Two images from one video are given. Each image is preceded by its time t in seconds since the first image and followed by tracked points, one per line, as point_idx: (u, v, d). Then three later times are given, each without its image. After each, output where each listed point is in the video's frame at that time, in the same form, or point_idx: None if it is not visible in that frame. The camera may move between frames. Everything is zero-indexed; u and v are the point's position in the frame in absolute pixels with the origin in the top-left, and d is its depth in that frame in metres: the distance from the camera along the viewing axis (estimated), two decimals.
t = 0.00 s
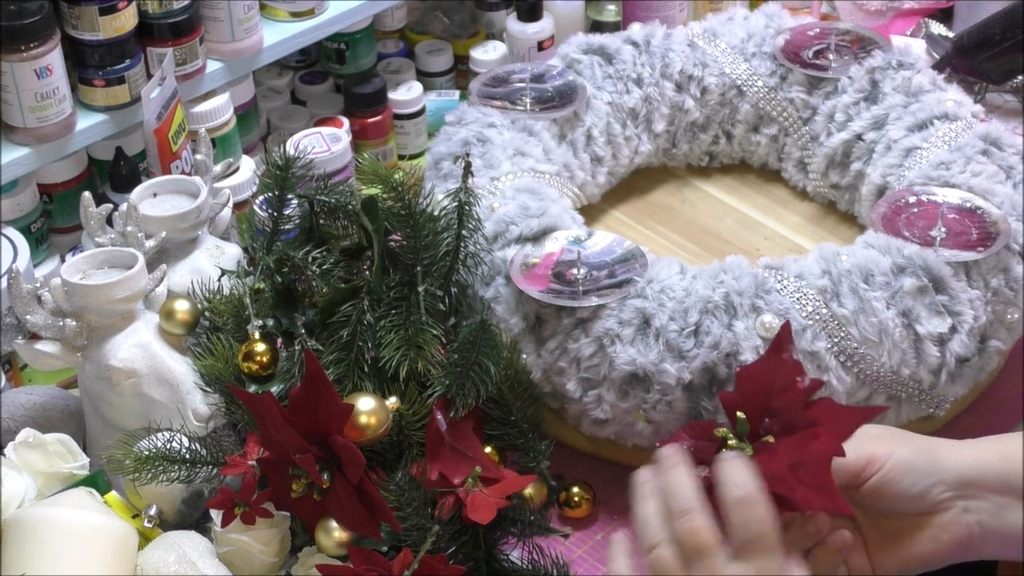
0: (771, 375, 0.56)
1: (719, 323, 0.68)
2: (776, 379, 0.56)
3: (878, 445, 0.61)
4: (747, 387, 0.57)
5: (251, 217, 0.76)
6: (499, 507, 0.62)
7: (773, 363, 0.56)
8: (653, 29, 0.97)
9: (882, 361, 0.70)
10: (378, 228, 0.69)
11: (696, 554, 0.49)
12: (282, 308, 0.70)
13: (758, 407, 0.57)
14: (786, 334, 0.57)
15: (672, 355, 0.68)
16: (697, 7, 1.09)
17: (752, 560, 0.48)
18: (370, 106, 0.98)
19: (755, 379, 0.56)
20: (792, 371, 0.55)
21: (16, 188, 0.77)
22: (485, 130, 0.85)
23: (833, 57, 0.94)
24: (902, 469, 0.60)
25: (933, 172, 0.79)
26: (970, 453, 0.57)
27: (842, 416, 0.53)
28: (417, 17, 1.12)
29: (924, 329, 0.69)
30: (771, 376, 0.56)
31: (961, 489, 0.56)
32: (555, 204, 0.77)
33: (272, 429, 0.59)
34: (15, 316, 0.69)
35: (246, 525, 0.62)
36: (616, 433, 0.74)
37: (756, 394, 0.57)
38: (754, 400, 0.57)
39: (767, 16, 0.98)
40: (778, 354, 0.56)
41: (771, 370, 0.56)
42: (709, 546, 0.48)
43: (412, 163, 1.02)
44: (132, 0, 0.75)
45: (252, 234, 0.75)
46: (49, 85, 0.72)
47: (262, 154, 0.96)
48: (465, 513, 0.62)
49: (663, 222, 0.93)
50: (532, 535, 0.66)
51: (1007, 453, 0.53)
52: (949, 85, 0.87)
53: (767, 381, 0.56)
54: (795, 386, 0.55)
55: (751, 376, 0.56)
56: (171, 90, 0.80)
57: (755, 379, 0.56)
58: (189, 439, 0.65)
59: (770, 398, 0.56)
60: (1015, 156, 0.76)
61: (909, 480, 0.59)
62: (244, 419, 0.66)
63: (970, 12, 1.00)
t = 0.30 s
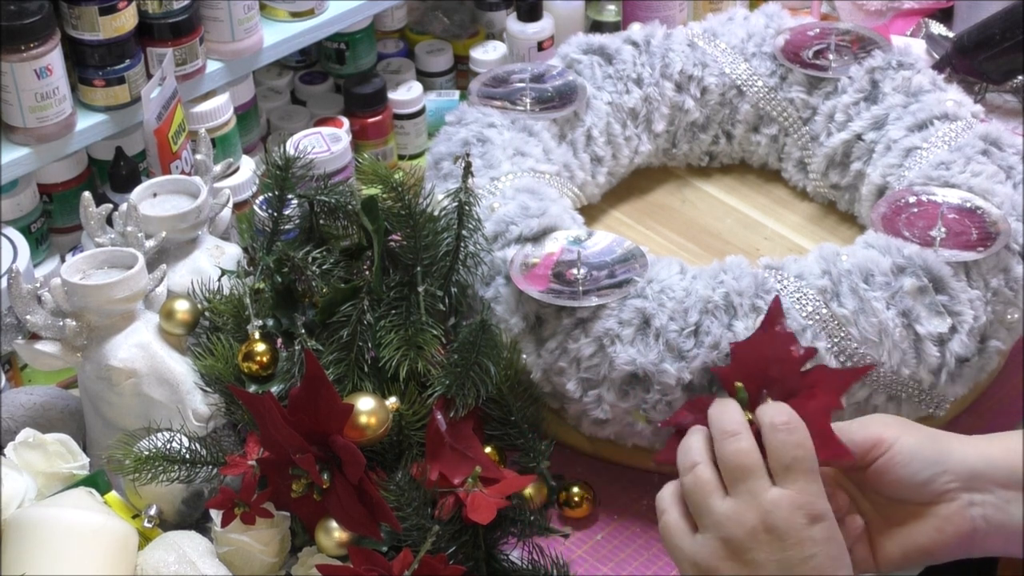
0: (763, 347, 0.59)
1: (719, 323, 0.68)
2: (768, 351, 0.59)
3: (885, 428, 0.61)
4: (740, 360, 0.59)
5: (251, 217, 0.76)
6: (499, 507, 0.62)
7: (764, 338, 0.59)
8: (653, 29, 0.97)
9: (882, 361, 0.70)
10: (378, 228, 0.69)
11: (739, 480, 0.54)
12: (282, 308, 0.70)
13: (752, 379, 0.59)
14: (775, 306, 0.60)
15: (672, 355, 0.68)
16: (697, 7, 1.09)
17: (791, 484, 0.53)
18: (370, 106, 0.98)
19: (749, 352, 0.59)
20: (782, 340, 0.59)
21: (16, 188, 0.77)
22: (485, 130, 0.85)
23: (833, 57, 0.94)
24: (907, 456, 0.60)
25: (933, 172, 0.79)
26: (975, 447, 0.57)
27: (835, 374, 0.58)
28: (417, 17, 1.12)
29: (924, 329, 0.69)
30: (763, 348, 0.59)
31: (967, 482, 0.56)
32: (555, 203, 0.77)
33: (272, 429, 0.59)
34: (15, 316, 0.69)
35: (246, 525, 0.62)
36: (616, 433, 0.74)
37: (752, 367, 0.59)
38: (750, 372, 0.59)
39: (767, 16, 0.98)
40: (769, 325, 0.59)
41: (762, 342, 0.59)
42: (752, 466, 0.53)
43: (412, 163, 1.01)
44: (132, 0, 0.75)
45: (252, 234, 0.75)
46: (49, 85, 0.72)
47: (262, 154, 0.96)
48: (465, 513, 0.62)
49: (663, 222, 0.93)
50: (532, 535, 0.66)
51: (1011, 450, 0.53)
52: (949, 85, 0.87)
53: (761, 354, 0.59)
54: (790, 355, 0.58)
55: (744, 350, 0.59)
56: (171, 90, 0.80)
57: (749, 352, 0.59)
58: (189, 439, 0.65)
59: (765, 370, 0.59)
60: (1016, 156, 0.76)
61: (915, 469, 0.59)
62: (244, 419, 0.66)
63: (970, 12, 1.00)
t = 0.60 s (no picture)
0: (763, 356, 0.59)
1: (719, 323, 0.68)
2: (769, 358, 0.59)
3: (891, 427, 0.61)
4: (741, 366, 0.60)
5: (251, 217, 0.76)
6: (499, 507, 0.62)
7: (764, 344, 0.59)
8: (653, 29, 0.97)
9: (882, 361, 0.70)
10: (378, 228, 0.69)
11: (736, 474, 0.54)
12: (282, 308, 0.70)
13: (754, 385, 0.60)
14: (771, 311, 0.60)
15: (672, 355, 0.68)
16: (697, 7, 1.09)
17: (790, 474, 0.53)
18: (370, 106, 0.98)
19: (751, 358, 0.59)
20: (782, 345, 0.59)
21: (16, 188, 0.77)
22: (485, 130, 0.85)
23: (833, 57, 0.94)
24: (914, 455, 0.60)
25: (933, 172, 0.79)
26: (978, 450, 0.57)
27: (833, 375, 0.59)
28: (417, 17, 1.12)
29: (924, 329, 0.69)
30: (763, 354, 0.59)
31: (975, 481, 0.57)
32: (555, 203, 0.77)
33: (272, 429, 0.59)
34: (14, 316, 0.69)
35: (246, 525, 0.62)
36: (616, 433, 0.74)
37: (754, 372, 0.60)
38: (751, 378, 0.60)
39: (767, 16, 0.98)
40: (768, 330, 0.59)
41: (762, 349, 0.59)
42: (750, 458, 0.53)
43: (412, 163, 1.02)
44: (132, 0, 0.75)
45: (252, 234, 0.75)
46: (49, 85, 0.72)
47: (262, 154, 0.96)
48: (465, 513, 0.62)
49: (663, 222, 0.93)
50: (532, 535, 0.66)
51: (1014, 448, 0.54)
52: (949, 85, 0.87)
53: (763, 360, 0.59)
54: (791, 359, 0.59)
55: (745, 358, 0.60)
56: (171, 90, 0.80)
57: (750, 358, 0.59)
58: (189, 439, 0.65)
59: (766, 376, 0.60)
60: (1015, 156, 0.76)
61: (921, 470, 0.59)
62: (244, 419, 0.66)
63: (970, 12, 1.00)
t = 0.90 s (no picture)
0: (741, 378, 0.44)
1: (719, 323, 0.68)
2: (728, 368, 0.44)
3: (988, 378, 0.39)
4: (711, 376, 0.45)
5: (251, 217, 0.76)
6: (499, 507, 0.62)
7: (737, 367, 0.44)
8: (653, 29, 0.97)
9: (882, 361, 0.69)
10: (378, 228, 0.69)
11: (685, 492, 0.42)
12: (282, 308, 0.70)
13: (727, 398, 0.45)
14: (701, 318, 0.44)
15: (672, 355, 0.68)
16: (697, 7, 1.09)
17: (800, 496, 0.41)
18: (370, 106, 0.98)
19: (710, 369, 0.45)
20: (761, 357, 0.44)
21: (16, 188, 0.77)
22: (485, 130, 0.85)
23: (833, 57, 0.94)
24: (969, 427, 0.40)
25: (934, 172, 0.79)
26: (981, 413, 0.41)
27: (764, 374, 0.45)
28: (417, 17, 1.12)
29: (924, 329, 0.69)
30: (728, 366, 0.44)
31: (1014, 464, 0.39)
32: (555, 203, 0.77)
33: (272, 429, 0.59)
34: (14, 316, 0.69)
35: (246, 525, 0.62)
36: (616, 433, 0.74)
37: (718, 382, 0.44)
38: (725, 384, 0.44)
39: (767, 16, 0.98)
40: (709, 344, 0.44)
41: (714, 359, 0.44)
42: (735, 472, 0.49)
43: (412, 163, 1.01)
44: (132, 0, 0.75)
45: (252, 234, 0.75)
46: (49, 85, 0.72)
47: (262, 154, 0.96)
48: (465, 513, 0.62)
49: (663, 222, 0.93)
50: (532, 535, 0.66)
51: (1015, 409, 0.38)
52: (949, 85, 0.87)
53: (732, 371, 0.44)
54: (762, 360, 0.44)
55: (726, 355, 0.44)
56: (171, 90, 0.80)
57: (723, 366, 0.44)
58: (189, 438, 0.65)
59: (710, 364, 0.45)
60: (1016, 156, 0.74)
61: (997, 447, 0.39)
62: (244, 419, 0.66)
63: (970, 12, 1.00)
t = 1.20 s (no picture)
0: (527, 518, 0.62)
1: (719, 323, 0.68)
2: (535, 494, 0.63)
3: None
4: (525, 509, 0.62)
5: (251, 217, 0.76)
6: (499, 507, 0.62)
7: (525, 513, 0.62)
8: (652, 29, 0.97)
9: (882, 361, 0.70)
10: (378, 228, 0.69)
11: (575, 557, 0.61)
12: (282, 308, 0.70)
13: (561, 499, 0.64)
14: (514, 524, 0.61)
15: (672, 355, 0.68)
16: (697, 7, 1.09)
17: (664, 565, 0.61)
18: (370, 106, 0.98)
19: (530, 494, 0.63)
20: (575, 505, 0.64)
21: (16, 188, 0.77)
22: (485, 130, 0.85)
23: (833, 57, 0.94)
24: None
25: (933, 172, 0.79)
26: None
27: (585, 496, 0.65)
28: (417, 17, 1.12)
29: (924, 329, 0.69)
30: (553, 533, 0.61)
31: None
32: (555, 204, 0.77)
33: (272, 429, 0.59)
34: (14, 316, 0.69)
35: (246, 525, 0.62)
36: (616, 433, 0.74)
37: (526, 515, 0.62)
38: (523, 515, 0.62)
39: (767, 16, 0.98)
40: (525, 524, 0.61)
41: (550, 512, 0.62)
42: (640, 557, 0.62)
43: (412, 164, 1.02)
44: (132, 0, 0.75)
45: (252, 234, 0.75)
46: (49, 85, 0.72)
47: (261, 154, 0.96)
48: (465, 513, 0.62)
49: (663, 222, 0.93)
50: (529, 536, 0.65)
51: None
52: (949, 85, 0.87)
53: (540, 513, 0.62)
54: (565, 504, 0.63)
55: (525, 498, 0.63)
56: (171, 90, 0.80)
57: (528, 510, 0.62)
58: (189, 438, 0.65)
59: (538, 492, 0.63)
60: (1015, 156, 0.78)
61: None
62: (244, 419, 0.66)
63: (970, 13, 1.00)
